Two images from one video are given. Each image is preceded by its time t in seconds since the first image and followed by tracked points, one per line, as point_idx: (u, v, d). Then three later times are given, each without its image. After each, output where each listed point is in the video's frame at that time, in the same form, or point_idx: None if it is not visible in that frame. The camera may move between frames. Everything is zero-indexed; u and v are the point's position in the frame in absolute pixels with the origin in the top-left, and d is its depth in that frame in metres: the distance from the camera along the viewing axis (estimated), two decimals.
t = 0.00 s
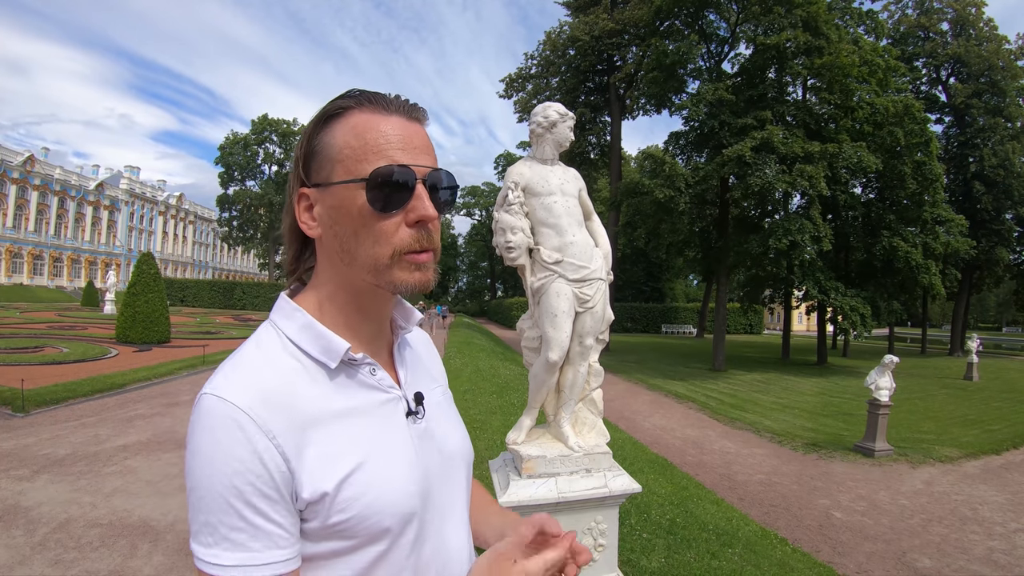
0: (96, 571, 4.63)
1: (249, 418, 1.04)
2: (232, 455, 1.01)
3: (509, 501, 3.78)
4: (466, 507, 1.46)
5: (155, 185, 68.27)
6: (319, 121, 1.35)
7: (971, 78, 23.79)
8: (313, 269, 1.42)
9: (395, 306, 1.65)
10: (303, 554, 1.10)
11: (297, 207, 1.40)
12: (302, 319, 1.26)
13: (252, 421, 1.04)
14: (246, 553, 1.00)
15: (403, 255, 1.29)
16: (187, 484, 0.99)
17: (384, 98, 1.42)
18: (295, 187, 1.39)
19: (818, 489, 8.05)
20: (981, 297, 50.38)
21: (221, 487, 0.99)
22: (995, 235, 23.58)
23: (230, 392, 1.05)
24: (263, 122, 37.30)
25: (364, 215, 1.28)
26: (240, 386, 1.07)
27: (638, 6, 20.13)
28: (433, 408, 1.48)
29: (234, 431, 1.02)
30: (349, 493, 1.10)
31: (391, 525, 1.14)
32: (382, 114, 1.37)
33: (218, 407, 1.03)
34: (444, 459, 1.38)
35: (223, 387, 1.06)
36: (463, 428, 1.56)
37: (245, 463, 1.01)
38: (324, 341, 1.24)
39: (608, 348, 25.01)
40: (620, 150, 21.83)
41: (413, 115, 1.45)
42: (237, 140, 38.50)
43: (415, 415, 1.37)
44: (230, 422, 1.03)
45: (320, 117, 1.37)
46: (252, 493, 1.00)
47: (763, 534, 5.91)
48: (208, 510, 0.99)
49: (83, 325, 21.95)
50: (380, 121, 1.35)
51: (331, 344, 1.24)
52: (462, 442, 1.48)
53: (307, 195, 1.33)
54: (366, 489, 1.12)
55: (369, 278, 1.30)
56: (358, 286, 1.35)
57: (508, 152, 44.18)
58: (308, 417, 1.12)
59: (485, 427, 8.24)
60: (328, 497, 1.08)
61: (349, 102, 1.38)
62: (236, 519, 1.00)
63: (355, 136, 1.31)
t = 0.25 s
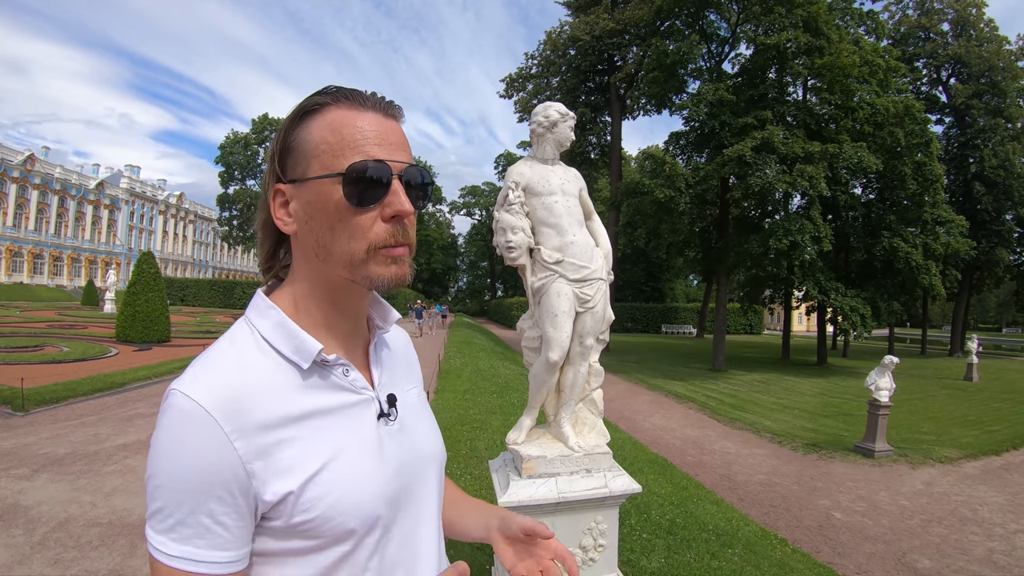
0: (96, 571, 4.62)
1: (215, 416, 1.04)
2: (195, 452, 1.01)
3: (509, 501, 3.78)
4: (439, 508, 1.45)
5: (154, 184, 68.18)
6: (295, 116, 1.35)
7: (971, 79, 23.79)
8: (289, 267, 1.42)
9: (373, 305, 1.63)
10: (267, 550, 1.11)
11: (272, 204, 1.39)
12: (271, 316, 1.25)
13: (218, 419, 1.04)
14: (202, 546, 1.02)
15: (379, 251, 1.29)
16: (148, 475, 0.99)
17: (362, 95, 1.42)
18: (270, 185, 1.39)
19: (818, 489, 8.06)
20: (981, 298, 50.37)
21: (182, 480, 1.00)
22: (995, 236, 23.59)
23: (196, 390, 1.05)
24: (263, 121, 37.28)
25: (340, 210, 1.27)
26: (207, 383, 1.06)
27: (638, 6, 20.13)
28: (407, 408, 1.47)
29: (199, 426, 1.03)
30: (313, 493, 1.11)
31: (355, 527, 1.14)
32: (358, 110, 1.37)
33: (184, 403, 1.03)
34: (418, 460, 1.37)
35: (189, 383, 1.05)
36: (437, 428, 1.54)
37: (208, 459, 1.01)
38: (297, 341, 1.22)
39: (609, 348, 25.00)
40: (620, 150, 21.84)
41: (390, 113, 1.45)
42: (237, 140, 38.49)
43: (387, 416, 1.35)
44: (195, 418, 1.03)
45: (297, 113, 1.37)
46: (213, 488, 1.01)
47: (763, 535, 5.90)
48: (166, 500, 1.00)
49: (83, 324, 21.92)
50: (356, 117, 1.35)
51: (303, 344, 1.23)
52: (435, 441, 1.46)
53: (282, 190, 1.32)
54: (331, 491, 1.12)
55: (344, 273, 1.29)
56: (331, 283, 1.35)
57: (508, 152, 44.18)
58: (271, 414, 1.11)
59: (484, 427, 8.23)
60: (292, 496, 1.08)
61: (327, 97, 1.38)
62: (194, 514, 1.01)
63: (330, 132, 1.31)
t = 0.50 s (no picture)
0: (96, 571, 4.62)
1: (184, 426, 1.03)
2: (163, 460, 1.02)
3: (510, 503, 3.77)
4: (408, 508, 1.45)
5: (155, 184, 68.19)
6: (308, 112, 1.28)
7: (972, 79, 23.78)
8: (271, 266, 1.34)
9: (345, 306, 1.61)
10: (233, 557, 1.11)
11: (264, 201, 1.31)
12: (245, 322, 1.21)
13: (187, 429, 1.03)
14: (172, 554, 1.03)
15: (393, 261, 1.33)
16: (121, 483, 1.00)
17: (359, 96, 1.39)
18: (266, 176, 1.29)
19: (819, 490, 8.05)
20: (982, 298, 50.36)
21: (150, 489, 1.01)
22: (996, 236, 23.60)
23: (164, 399, 1.04)
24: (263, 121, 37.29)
25: (367, 219, 1.27)
26: (174, 391, 1.05)
27: (639, 6, 20.14)
28: (379, 412, 1.45)
29: (169, 436, 1.03)
30: (283, 500, 1.10)
31: (324, 533, 1.14)
32: (367, 115, 1.35)
33: (151, 411, 1.03)
34: (385, 463, 1.36)
35: (157, 391, 1.05)
36: (407, 430, 1.53)
37: (175, 467, 1.01)
38: (264, 348, 1.18)
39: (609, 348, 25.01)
40: (621, 150, 21.85)
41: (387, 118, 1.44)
42: (238, 140, 38.55)
43: (356, 421, 1.33)
44: (162, 428, 1.03)
45: (305, 106, 1.30)
46: (180, 497, 1.01)
47: (764, 535, 5.90)
48: (138, 506, 1.01)
49: (84, 324, 21.94)
50: (368, 125, 1.33)
51: (272, 351, 1.19)
52: (403, 443, 1.46)
53: (290, 188, 1.25)
54: (300, 498, 1.11)
55: (353, 280, 1.29)
56: (333, 289, 1.32)
57: (508, 152, 44.18)
58: (240, 424, 1.08)
59: (485, 427, 8.24)
60: (260, 505, 1.07)
61: (335, 97, 1.34)
62: (164, 521, 1.01)
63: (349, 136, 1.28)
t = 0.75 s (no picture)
0: (97, 571, 4.63)
1: (167, 437, 1.02)
2: (144, 469, 1.00)
3: (509, 503, 3.77)
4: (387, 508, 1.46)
5: (155, 185, 68.21)
6: (314, 114, 1.27)
7: (972, 79, 23.78)
8: (258, 267, 1.32)
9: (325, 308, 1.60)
10: (214, 561, 1.11)
11: (259, 198, 1.28)
12: (225, 330, 1.19)
13: (168, 441, 1.02)
14: (154, 560, 1.02)
15: (381, 266, 1.36)
16: (100, 494, 0.98)
17: (354, 100, 1.39)
18: (262, 175, 1.26)
19: (819, 489, 8.05)
20: (982, 298, 50.35)
21: (129, 501, 0.99)
22: (996, 236, 23.60)
23: (147, 409, 1.02)
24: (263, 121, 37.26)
25: (366, 226, 1.29)
26: (158, 399, 1.03)
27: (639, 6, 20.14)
28: (358, 412, 1.46)
29: (151, 448, 1.01)
30: (264, 506, 1.11)
31: (304, 537, 1.15)
32: (368, 123, 1.36)
33: (132, 423, 1.01)
34: (364, 463, 1.37)
35: (136, 399, 1.02)
36: (387, 430, 1.54)
37: (157, 477, 1.00)
38: (244, 355, 1.17)
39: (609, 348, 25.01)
40: (621, 150, 21.86)
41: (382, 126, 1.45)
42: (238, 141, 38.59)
43: (335, 423, 1.34)
44: (144, 439, 1.01)
45: (310, 108, 1.29)
46: (162, 507, 1.00)
47: (764, 534, 5.90)
48: (118, 518, 0.99)
49: (84, 325, 21.95)
50: (371, 134, 1.35)
51: (253, 358, 1.18)
52: (383, 443, 1.47)
53: (294, 191, 1.23)
54: (282, 503, 1.12)
55: (346, 285, 1.30)
56: (325, 293, 1.33)
57: (508, 152, 44.16)
58: (221, 434, 1.07)
59: (485, 427, 8.24)
60: (242, 511, 1.08)
61: (337, 101, 1.33)
62: (146, 530, 1.00)
63: (356, 144, 1.29)
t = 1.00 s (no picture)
0: (97, 571, 4.63)
1: (168, 439, 1.02)
2: (144, 473, 1.00)
3: (509, 503, 3.78)
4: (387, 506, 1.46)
5: (155, 185, 68.20)
6: (309, 116, 1.27)
7: (971, 78, 23.79)
8: (255, 268, 1.32)
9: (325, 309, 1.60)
10: (214, 561, 1.11)
11: (255, 202, 1.28)
12: (224, 332, 1.19)
13: (169, 443, 1.02)
14: (156, 561, 1.02)
15: (378, 268, 1.36)
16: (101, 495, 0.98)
17: (348, 101, 1.39)
18: (259, 177, 1.26)
19: (819, 489, 8.05)
20: (981, 298, 50.38)
21: (132, 501, 1.00)
22: (995, 235, 23.59)
23: (145, 414, 1.01)
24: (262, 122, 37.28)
25: (361, 228, 1.29)
26: (156, 402, 1.03)
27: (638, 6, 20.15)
28: (357, 411, 1.47)
29: (151, 453, 1.01)
30: (264, 506, 1.11)
31: (304, 536, 1.15)
32: (364, 124, 1.36)
33: (131, 427, 1.01)
34: (363, 464, 1.37)
35: (136, 403, 1.02)
36: (386, 431, 1.54)
37: (155, 479, 1.00)
38: (243, 358, 1.17)
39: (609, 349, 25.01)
40: (620, 150, 21.89)
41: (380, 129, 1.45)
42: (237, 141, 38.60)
43: (334, 424, 1.34)
44: (139, 443, 1.00)
45: (305, 108, 1.29)
46: (162, 507, 1.00)
47: (764, 535, 5.90)
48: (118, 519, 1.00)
49: (84, 326, 21.95)
50: (367, 135, 1.35)
51: (252, 362, 1.17)
52: (382, 444, 1.47)
53: (290, 192, 1.23)
54: (281, 503, 1.12)
55: (342, 286, 1.30)
56: (324, 294, 1.33)
57: (508, 153, 44.16)
58: (223, 435, 1.07)
59: (485, 428, 8.24)
60: (242, 512, 1.08)
61: (332, 103, 1.33)
62: (147, 532, 1.00)
63: (352, 147, 1.29)
